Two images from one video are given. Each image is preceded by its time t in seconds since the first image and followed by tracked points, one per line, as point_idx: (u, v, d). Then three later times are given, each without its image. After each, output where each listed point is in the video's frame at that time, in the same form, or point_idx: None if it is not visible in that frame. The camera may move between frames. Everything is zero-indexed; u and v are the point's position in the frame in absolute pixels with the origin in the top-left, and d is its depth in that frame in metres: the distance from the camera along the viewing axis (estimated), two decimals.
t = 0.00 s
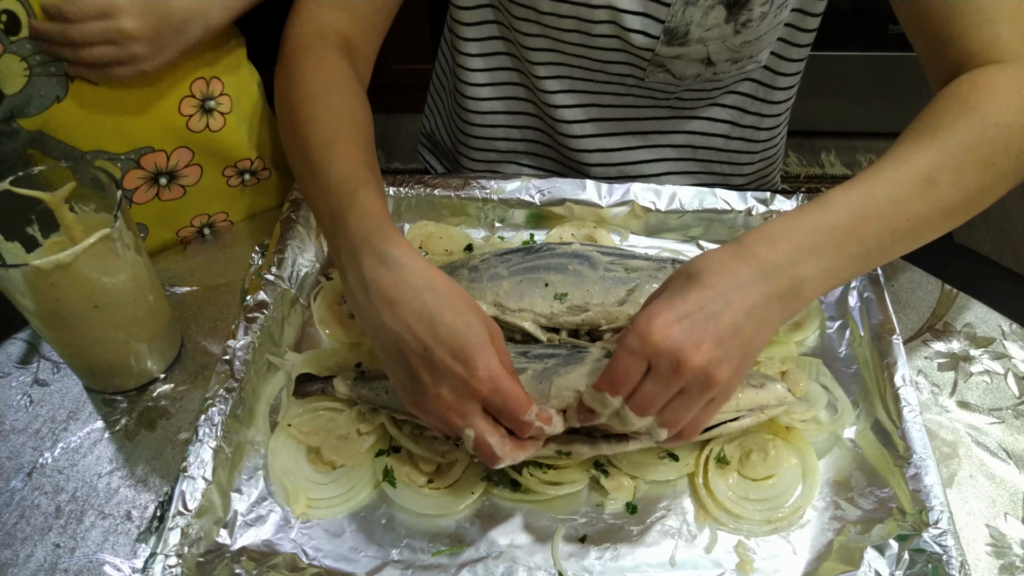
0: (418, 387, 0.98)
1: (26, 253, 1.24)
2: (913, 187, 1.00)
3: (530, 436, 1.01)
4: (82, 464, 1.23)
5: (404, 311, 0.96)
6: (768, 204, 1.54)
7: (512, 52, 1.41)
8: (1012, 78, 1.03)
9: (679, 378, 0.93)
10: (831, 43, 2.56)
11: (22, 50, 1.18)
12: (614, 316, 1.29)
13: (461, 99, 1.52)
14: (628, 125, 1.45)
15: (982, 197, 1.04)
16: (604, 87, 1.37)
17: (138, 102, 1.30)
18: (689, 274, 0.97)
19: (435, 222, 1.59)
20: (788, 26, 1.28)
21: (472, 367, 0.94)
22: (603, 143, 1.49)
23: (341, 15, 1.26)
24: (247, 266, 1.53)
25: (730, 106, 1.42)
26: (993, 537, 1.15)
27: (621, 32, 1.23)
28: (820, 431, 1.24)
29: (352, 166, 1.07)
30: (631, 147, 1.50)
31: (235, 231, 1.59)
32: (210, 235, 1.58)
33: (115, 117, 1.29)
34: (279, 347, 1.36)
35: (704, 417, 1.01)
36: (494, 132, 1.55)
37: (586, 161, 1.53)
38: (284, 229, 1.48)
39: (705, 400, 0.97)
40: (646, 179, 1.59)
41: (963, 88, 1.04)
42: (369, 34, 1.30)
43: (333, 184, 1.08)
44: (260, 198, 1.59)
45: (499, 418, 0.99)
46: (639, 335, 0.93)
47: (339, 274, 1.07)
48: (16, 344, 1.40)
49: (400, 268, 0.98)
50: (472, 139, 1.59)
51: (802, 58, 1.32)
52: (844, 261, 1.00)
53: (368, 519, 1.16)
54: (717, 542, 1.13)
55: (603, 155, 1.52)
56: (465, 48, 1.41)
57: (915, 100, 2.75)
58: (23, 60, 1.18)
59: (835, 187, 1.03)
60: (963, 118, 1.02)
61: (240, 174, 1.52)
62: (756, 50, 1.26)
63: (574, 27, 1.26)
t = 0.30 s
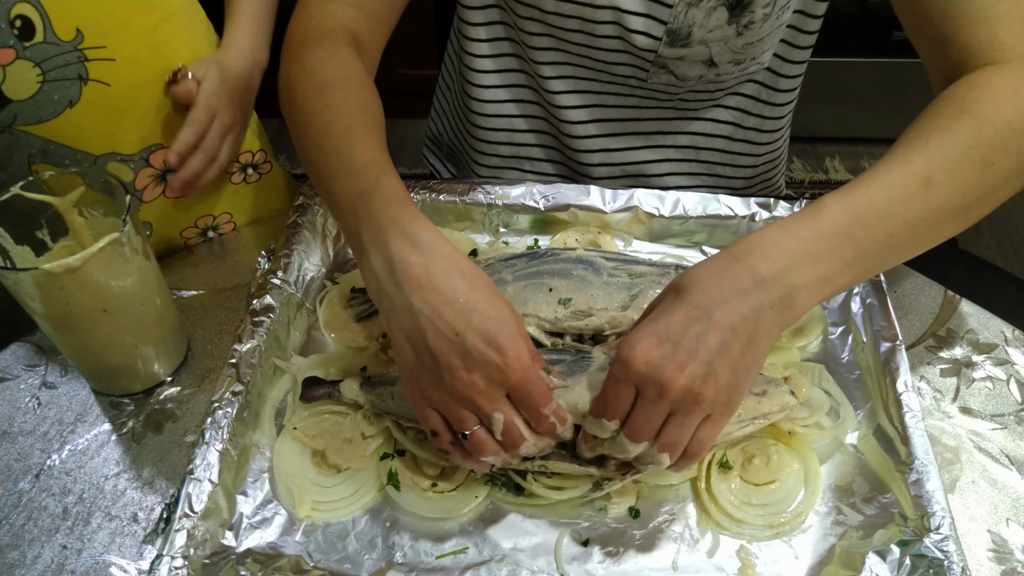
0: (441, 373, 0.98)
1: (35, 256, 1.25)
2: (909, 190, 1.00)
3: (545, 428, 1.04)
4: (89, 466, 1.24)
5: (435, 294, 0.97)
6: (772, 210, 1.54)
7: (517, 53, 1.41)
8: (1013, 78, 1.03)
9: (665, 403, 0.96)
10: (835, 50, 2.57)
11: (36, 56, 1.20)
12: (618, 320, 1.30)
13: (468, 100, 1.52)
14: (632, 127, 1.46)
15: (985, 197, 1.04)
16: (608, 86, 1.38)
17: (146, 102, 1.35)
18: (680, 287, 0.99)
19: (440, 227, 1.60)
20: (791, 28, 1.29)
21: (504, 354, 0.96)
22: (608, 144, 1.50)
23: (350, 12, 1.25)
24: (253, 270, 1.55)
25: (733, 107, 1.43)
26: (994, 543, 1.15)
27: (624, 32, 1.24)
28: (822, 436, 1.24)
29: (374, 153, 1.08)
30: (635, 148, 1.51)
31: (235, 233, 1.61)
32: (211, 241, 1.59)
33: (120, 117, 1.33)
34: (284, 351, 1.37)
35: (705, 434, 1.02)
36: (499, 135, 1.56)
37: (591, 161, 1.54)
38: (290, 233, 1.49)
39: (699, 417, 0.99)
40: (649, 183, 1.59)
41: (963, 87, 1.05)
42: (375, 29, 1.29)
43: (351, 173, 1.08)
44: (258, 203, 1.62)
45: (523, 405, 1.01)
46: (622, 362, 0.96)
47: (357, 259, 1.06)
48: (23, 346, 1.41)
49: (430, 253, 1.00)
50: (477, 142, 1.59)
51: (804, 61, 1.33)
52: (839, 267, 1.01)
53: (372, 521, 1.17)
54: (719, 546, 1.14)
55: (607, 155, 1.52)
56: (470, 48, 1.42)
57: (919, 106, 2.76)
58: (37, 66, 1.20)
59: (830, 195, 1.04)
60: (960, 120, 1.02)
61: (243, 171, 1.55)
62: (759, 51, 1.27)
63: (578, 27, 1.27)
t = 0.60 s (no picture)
0: (413, 379, 0.99)
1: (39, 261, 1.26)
2: (931, 197, 1.00)
3: (514, 439, 1.02)
4: (92, 470, 1.25)
5: (422, 304, 0.98)
6: (769, 215, 1.56)
7: (516, 57, 1.42)
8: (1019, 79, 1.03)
9: (689, 416, 0.97)
10: (834, 55, 2.59)
11: (97, 40, 1.39)
12: (615, 324, 1.30)
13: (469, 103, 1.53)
14: (632, 128, 1.47)
15: (995, 199, 1.04)
16: (607, 88, 1.39)
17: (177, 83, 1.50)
18: (704, 296, 1.00)
19: (440, 232, 1.61)
20: (787, 32, 1.30)
21: (467, 366, 0.95)
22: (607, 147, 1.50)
23: (354, 18, 1.27)
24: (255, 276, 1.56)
25: (731, 110, 1.44)
26: (990, 546, 1.16)
27: (622, 35, 1.25)
28: (819, 439, 1.25)
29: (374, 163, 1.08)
30: (634, 149, 1.52)
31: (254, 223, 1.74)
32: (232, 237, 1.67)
33: (159, 92, 1.49)
34: (285, 356, 1.38)
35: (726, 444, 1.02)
36: (499, 140, 1.56)
37: (590, 164, 1.54)
38: (291, 239, 1.50)
39: (729, 427, 1.00)
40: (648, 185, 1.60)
41: (972, 90, 1.05)
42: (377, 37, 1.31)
43: (355, 181, 1.08)
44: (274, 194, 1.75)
45: (490, 421, 0.99)
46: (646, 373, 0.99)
47: (361, 265, 1.08)
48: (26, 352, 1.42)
49: (427, 262, 1.00)
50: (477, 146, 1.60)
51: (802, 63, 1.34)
52: (863, 277, 1.01)
53: (372, 525, 1.18)
54: (717, 549, 1.14)
55: (606, 157, 1.53)
56: (471, 53, 1.43)
57: (918, 111, 2.77)
58: (97, 50, 1.39)
59: (850, 204, 1.03)
60: (974, 120, 1.02)
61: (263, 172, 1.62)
62: (755, 54, 1.28)
63: (576, 30, 1.28)
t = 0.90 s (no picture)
0: (444, 386, 1.01)
1: (43, 261, 1.28)
2: (906, 213, 1.01)
3: (546, 439, 1.03)
4: (94, 466, 1.26)
5: (421, 308, 0.99)
6: (767, 214, 1.56)
7: (516, 55, 1.43)
8: (1005, 92, 1.03)
9: (680, 436, 0.97)
10: (834, 54, 2.59)
11: (110, 56, 1.43)
12: (614, 321, 1.31)
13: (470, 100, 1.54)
14: (629, 128, 1.47)
15: (966, 214, 1.05)
16: (605, 87, 1.40)
17: (187, 92, 1.55)
18: (680, 313, 0.99)
19: (440, 230, 1.62)
20: (783, 33, 1.31)
21: (499, 365, 0.97)
22: (605, 147, 1.51)
23: (360, 20, 1.25)
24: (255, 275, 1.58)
25: (727, 111, 1.45)
26: (987, 541, 1.17)
27: (619, 34, 1.26)
28: (817, 435, 1.26)
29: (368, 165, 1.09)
30: (632, 150, 1.52)
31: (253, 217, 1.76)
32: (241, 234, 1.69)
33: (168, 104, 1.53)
34: (286, 353, 1.39)
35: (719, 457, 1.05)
36: (498, 139, 1.57)
37: (588, 164, 1.55)
38: (292, 237, 1.51)
39: (714, 442, 1.01)
40: (645, 184, 1.60)
41: (951, 101, 1.06)
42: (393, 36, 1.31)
43: (347, 185, 1.10)
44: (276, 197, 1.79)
45: (522, 418, 1.01)
46: (634, 396, 0.97)
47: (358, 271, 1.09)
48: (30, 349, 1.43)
49: (414, 269, 1.01)
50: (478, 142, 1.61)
51: (796, 66, 1.35)
52: (833, 285, 1.03)
53: (371, 520, 1.18)
54: (714, 544, 1.15)
55: (604, 157, 1.54)
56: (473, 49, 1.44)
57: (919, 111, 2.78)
58: (110, 66, 1.43)
59: (829, 213, 1.04)
60: (953, 133, 1.03)
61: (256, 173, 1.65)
62: (751, 56, 1.28)
63: (574, 29, 1.29)
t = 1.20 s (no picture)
0: (480, 410, 1.00)
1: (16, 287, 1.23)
2: (892, 212, 1.02)
3: (579, 468, 1.03)
4: (95, 467, 1.27)
5: (457, 332, 0.98)
6: (762, 216, 1.58)
7: (517, 59, 1.44)
8: (996, 93, 1.04)
9: (674, 429, 0.98)
10: (831, 57, 2.61)
11: (56, 127, 1.42)
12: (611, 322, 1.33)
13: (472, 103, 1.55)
14: (628, 131, 1.48)
15: (953, 215, 1.06)
16: (604, 91, 1.41)
17: (133, 148, 1.55)
18: (668, 310, 1.00)
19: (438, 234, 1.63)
20: (779, 37, 1.32)
21: (542, 394, 0.98)
22: (604, 149, 1.52)
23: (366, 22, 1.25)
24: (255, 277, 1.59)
25: (724, 112, 1.46)
26: (981, 540, 1.18)
27: (617, 39, 1.27)
28: (813, 436, 1.27)
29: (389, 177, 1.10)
30: (630, 152, 1.53)
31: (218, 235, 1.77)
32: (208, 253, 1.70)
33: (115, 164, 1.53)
34: (285, 355, 1.40)
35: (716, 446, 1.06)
36: (498, 142, 1.58)
37: (586, 166, 1.56)
38: (292, 240, 1.52)
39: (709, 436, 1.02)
40: (643, 186, 1.61)
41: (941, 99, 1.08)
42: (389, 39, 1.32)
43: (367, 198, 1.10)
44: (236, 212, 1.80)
45: (557, 445, 1.02)
46: (625, 389, 0.98)
47: (386, 294, 1.09)
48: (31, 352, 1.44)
49: (455, 288, 1.01)
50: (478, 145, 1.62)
51: (792, 69, 1.36)
52: (821, 283, 1.04)
53: (371, 521, 1.19)
54: (711, 543, 1.16)
55: (602, 159, 1.55)
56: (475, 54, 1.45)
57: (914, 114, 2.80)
58: (57, 136, 1.42)
59: (816, 210, 1.05)
60: (942, 135, 1.04)
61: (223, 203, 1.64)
62: (748, 59, 1.30)
63: (573, 33, 1.30)
